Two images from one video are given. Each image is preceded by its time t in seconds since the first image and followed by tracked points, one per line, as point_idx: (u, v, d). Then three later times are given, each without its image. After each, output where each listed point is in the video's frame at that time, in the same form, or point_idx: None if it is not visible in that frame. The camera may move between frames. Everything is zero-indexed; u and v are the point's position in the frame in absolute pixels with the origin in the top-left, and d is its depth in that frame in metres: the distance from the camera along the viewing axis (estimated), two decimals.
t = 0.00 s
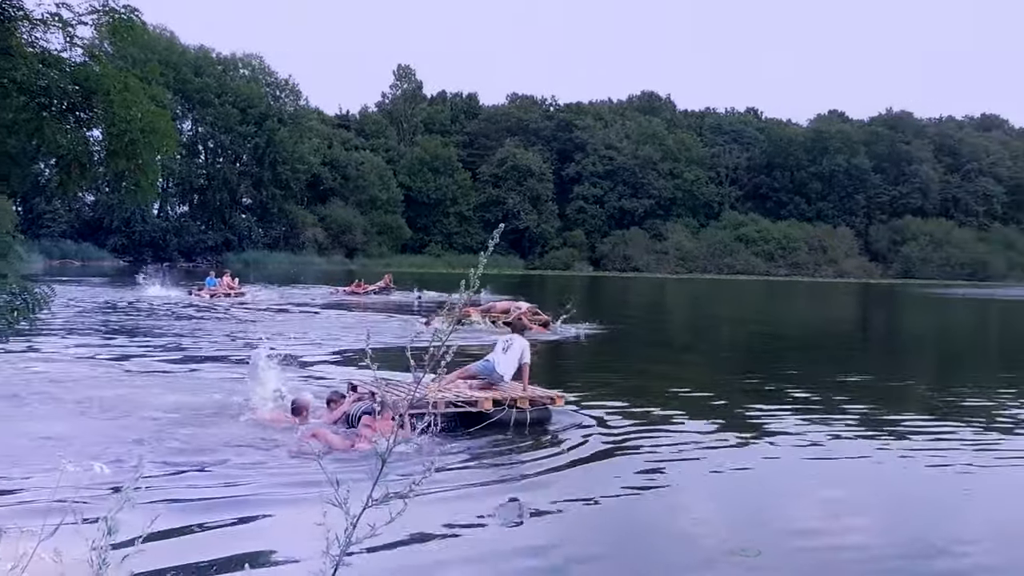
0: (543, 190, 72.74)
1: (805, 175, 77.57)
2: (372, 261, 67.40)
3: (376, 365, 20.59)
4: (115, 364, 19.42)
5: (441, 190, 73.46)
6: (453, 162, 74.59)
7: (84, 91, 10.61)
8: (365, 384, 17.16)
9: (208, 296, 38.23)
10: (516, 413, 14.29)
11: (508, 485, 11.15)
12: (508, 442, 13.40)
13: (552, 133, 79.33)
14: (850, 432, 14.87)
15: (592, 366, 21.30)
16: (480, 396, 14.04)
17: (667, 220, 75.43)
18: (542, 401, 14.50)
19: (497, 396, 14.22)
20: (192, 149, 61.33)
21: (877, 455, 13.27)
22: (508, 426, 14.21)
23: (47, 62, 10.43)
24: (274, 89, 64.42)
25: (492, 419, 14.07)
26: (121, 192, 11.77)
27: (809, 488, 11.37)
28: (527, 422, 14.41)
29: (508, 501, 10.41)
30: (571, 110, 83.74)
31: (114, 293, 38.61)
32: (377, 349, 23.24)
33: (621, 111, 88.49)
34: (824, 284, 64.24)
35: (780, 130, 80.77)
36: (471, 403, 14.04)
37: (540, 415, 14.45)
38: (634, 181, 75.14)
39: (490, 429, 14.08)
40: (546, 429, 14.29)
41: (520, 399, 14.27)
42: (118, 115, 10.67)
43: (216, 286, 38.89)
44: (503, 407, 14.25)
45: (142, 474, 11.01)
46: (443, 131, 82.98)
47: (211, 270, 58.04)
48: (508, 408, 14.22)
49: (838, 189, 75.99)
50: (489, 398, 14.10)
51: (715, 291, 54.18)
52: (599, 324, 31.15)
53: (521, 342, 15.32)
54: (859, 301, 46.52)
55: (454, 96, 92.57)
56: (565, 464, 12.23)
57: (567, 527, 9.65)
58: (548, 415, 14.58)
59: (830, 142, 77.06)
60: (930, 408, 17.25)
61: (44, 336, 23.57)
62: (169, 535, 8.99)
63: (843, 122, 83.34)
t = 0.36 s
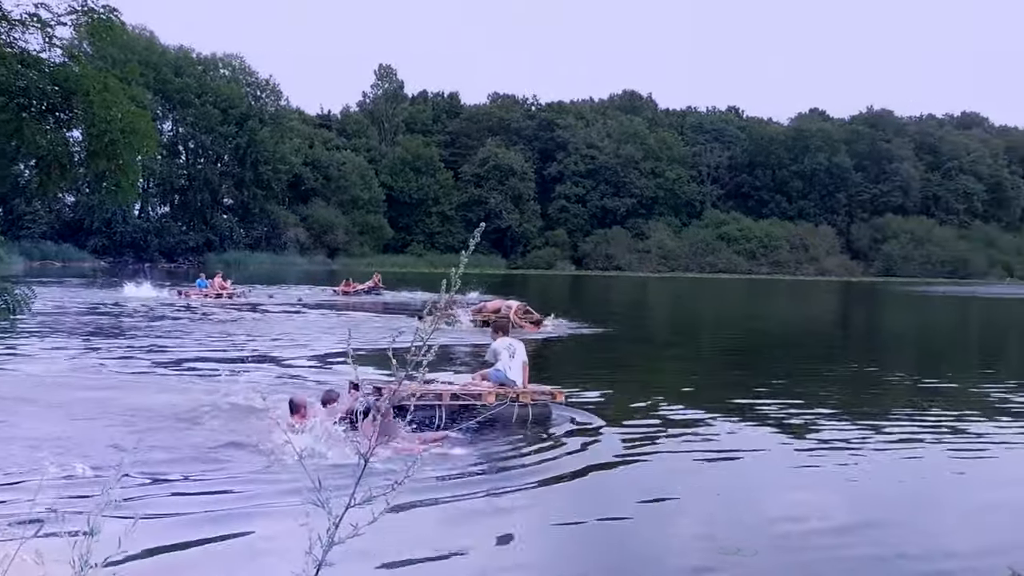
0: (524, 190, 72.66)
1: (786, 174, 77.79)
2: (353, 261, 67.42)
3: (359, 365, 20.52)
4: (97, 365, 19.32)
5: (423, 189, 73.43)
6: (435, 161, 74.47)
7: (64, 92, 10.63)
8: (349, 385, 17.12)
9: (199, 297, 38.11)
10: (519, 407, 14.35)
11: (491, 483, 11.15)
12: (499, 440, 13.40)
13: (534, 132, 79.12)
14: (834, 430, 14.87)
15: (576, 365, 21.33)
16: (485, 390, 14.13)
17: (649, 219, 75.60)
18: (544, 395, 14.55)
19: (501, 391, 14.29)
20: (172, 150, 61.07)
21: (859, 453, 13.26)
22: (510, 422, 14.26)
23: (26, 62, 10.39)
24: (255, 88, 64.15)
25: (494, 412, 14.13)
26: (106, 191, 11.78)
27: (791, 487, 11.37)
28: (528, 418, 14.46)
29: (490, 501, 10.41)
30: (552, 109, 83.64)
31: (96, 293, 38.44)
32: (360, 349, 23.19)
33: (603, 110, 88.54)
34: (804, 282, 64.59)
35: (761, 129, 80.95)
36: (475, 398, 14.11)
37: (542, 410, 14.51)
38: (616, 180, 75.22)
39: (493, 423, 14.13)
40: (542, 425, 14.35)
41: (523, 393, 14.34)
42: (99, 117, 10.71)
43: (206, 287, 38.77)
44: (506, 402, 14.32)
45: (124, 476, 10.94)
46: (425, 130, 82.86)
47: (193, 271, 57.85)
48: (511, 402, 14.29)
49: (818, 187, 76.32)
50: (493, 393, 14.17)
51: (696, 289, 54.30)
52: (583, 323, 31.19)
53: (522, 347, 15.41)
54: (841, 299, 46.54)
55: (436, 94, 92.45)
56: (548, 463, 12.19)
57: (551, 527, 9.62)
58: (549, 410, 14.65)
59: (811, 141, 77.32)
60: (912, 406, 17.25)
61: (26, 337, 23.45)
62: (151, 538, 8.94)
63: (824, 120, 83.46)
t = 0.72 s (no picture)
0: (510, 190, 72.60)
1: (770, 170, 78.03)
2: (340, 263, 67.35)
3: (348, 367, 20.59)
4: (85, 370, 19.36)
5: (409, 190, 73.41)
6: (420, 162, 74.42)
7: (47, 97, 11.98)
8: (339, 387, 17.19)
9: (193, 301, 38.01)
10: (523, 408, 14.61)
11: (479, 483, 11.16)
12: (493, 440, 13.43)
13: (518, 132, 79.23)
14: (822, 425, 14.88)
15: (565, 363, 21.45)
16: (494, 392, 14.40)
17: (635, 217, 75.77)
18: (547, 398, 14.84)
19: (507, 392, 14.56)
20: (157, 153, 60.97)
21: (846, 448, 13.28)
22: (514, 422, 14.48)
23: (10, 68, 11.72)
24: (238, 91, 64.05)
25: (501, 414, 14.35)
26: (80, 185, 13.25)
27: (780, 483, 11.40)
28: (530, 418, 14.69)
29: (478, 502, 10.43)
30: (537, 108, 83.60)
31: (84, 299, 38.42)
32: (347, 351, 23.24)
33: (587, 109, 88.62)
34: (791, 278, 64.89)
35: (746, 126, 81.08)
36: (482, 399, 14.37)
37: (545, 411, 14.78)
38: (601, 178, 75.34)
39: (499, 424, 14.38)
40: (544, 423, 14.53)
41: (529, 395, 14.62)
42: (80, 121, 12.06)
43: (199, 291, 38.66)
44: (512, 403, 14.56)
45: (114, 480, 10.99)
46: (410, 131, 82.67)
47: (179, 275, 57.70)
48: (517, 404, 14.55)
49: (804, 183, 76.53)
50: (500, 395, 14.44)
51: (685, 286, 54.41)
52: (570, 321, 31.30)
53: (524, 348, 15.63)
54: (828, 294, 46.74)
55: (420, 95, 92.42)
56: (537, 463, 12.19)
57: (539, 525, 9.67)
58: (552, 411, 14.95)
59: (796, 137, 77.62)
60: (900, 401, 17.27)
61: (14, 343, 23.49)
62: (140, 541, 9.00)
63: (808, 116, 83.67)
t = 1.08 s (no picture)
0: (513, 190, 72.59)
1: (773, 173, 77.98)
2: (342, 262, 67.06)
3: (350, 366, 20.60)
4: (86, 366, 19.37)
5: (411, 190, 73.40)
6: (423, 162, 74.41)
7: (50, 94, 12.00)
8: (340, 387, 17.21)
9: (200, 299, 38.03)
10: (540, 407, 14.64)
11: (479, 484, 11.16)
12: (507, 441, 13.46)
13: (521, 132, 79.24)
14: (825, 428, 14.87)
15: (566, 364, 21.47)
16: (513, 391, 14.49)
17: (637, 218, 75.74)
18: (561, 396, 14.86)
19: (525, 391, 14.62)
20: (160, 151, 61.04)
21: (848, 451, 13.26)
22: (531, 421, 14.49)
23: (13, 64, 11.74)
24: (241, 90, 64.11)
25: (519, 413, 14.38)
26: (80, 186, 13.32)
27: (779, 485, 11.42)
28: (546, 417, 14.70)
29: (477, 503, 10.42)
30: (540, 109, 83.52)
31: (86, 296, 38.44)
32: (349, 350, 23.25)
33: (590, 110, 88.58)
34: (793, 281, 64.81)
35: (750, 128, 80.96)
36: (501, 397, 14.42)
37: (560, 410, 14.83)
38: (604, 179, 75.33)
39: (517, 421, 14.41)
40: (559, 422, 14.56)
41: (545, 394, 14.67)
42: (83, 118, 12.09)
43: (207, 288, 38.70)
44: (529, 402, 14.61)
45: (114, 477, 11.01)
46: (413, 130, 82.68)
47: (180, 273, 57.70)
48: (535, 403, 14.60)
49: (806, 186, 76.43)
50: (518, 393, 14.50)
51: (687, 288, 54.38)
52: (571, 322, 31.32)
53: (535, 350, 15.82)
54: (830, 297, 46.73)
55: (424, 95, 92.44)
56: (537, 464, 12.18)
57: (538, 527, 9.66)
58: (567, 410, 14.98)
59: (798, 139, 77.66)
60: (903, 404, 17.24)
61: (16, 339, 23.51)
62: (139, 538, 8.99)
63: (811, 119, 83.60)
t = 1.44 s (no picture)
0: (508, 190, 72.65)
1: (768, 173, 78.08)
2: (337, 262, 66.72)
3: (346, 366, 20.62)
4: (82, 366, 19.39)
5: (407, 190, 73.38)
6: (418, 162, 74.42)
7: (45, 94, 11.99)
8: (338, 387, 17.25)
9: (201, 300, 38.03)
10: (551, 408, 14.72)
11: (475, 483, 11.20)
12: (527, 441, 13.49)
13: (516, 132, 79.30)
14: (821, 428, 14.86)
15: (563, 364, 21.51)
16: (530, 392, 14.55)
17: (632, 218, 75.84)
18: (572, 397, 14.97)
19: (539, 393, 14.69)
20: (155, 151, 61.07)
21: (842, 450, 13.33)
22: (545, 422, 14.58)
23: (8, 65, 11.72)
24: (237, 89, 64.16)
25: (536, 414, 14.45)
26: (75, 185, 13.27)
27: (773, 485, 11.42)
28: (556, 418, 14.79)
29: (471, 503, 10.41)
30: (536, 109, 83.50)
31: (82, 296, 38.41)
32: (345, 350, 23.29)
33: (585, 110, 88.67)
34: (789, 281, 64.89)
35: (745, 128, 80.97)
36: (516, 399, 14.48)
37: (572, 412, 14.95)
38: (599, 180, 75.37)
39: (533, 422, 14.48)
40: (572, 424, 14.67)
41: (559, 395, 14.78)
42: (78, 118, 12.10)
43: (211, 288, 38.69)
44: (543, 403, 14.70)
45: (110, 477, 11.03)
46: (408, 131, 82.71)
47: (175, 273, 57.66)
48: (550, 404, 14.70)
49: (801, 187, 76.47)
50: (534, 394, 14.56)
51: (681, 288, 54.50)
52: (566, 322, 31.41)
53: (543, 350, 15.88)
54: (825, 297, 46.82)
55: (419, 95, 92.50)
56: (531, 465, 12.16)
57: (534, 526, 9.69)
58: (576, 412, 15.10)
59: (793, 140, 77.78)
60: (897, 404, 17.27)
61: (13, 340, 23.53)
62: (136, 538, 9.02)
63: (806, 119, 83.73)
